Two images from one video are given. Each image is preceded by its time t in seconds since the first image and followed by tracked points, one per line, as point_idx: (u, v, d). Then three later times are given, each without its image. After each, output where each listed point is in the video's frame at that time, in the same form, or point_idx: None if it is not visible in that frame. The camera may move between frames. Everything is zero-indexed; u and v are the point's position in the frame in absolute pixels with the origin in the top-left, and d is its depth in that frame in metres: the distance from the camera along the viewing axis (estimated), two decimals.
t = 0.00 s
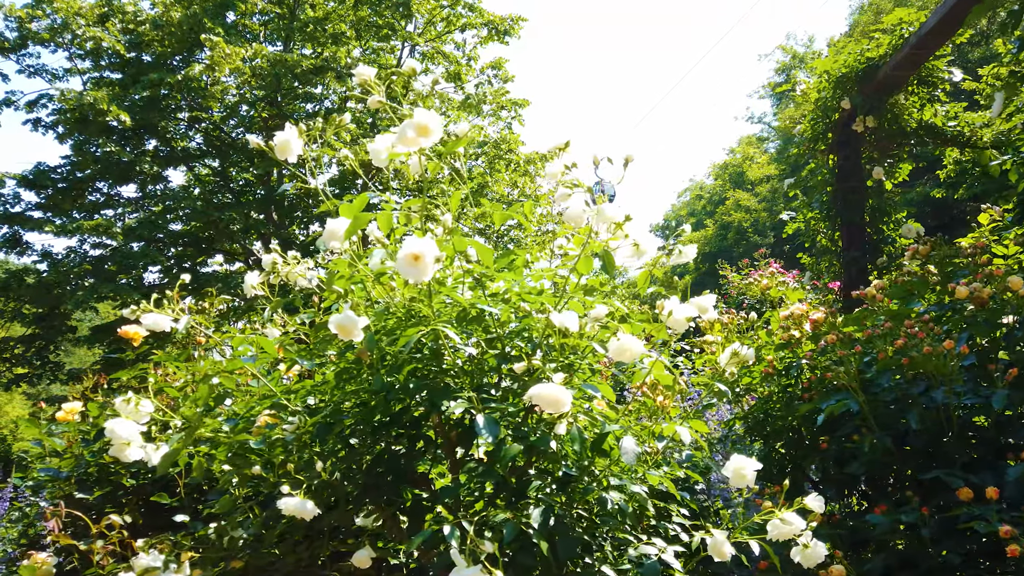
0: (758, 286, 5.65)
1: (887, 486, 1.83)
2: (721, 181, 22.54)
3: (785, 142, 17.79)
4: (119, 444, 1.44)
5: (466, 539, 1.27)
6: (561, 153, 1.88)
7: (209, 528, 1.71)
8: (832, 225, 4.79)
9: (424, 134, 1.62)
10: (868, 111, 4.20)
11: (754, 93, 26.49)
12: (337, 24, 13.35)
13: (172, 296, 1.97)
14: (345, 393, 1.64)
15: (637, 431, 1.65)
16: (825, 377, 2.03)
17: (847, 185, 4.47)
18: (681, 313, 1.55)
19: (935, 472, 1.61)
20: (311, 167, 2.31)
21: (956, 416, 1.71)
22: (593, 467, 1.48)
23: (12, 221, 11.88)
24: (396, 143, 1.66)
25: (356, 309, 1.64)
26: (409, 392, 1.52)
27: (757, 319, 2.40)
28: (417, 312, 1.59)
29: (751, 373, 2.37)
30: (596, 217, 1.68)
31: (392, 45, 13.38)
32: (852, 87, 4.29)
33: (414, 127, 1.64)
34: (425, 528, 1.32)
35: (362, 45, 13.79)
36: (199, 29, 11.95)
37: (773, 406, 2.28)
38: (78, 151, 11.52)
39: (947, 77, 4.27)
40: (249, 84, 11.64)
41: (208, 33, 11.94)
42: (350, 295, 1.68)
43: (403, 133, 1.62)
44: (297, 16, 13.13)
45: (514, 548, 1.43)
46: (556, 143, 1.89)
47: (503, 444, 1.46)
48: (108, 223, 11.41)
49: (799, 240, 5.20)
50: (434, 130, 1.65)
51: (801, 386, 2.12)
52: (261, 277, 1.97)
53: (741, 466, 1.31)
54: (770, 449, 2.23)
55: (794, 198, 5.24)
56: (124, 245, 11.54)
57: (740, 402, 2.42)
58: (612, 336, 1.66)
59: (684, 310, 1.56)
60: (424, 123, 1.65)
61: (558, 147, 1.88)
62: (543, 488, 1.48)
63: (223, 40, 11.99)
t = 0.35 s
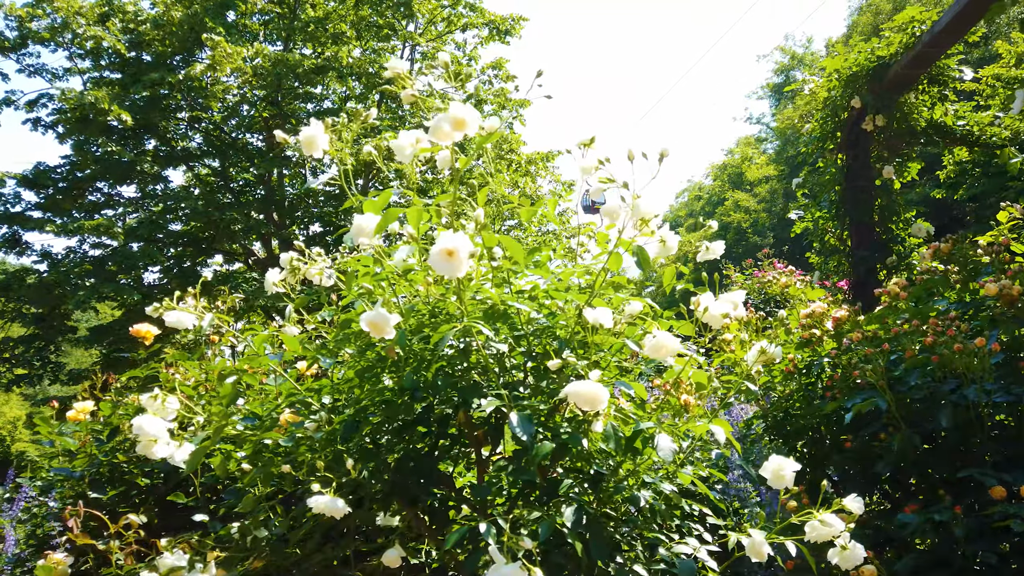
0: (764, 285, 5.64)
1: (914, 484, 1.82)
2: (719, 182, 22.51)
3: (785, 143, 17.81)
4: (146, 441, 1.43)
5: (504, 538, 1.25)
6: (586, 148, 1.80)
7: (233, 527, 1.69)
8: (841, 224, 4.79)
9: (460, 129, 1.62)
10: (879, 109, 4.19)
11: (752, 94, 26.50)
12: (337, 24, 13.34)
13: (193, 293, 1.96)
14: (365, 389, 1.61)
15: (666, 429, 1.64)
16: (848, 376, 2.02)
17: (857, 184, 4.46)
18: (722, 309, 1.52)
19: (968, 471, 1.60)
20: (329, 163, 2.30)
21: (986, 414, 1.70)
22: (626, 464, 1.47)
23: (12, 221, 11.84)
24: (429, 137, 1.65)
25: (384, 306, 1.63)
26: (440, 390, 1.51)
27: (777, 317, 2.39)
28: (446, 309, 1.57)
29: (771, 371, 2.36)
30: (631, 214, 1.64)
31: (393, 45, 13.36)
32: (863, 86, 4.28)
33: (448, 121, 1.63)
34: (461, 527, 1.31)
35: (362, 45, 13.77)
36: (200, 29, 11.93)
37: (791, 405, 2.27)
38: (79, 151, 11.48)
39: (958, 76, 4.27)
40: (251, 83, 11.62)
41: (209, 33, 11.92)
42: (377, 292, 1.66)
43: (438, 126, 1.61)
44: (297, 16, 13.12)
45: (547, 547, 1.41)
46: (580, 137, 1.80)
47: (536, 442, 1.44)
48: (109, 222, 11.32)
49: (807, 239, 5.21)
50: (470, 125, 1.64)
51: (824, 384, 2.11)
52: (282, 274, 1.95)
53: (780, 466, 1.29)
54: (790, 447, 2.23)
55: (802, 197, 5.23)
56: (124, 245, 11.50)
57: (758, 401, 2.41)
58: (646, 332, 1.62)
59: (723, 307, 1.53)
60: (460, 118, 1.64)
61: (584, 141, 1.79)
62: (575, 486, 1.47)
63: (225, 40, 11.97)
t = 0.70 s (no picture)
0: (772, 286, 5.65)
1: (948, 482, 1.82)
2: (719, 184, 22.53)
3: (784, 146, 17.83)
4: (190, 438, 1.43)
5: (555, 535, 1.25)
6: (622, 146, 1.81)
7: (269, 525, 1.69)
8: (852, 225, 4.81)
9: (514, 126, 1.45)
10: (893, 108, 4.20)
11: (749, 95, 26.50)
12: (339, 24, 13.33)
13: (226, 291, 1.96)
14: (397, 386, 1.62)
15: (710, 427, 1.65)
16: (881, 375, 2.03)
17: (868, 185, 4.49)
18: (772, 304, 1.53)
19: (1008, 470, 1.60)
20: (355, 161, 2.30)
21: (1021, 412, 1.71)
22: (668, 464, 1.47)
23: (12, 221, 11.77)
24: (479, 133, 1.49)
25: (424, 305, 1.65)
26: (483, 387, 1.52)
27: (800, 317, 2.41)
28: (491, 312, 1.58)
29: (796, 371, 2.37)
30: (678, 210, 1.64)
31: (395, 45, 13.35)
32: (876, 86, 4.28)
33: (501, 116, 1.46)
34: (510, 523, 1.31)
35: (363, 45, 13.77)
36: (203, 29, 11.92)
37: (816, 404, 2.27)
38: (81, 150, 11.44)
39: (971, 76, 4.28)
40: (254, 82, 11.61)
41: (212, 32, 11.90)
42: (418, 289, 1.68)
43: (490, 124, 1.44)
44: (299, 16, 13.10)
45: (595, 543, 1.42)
46: (615, 136, 1.81)
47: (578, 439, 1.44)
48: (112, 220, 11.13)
49: (817, 241, 5.24)
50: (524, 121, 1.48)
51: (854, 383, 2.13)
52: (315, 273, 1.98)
53: (830, 462, 1.30)
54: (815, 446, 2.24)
55: (812, 197, 5.24)
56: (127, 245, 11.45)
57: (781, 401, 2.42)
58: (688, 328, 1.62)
59: (771, 303, 1.54)
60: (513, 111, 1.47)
61: (619, 139, 1.81)
62: (618, 483, 1.47)
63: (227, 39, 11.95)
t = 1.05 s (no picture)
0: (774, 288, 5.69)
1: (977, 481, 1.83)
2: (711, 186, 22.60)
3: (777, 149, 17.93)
4: (234, 437, 1.43)
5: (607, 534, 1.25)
6: (656, 147, 1.81)
7: (303, 526, 1.69)
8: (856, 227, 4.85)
9: (567, 130, 1.38)
10: (900, 111, 4.22)
11: (741, 97, 26.60)
12: (335, 23, 13.29)
13: (255, 292, 1.95)
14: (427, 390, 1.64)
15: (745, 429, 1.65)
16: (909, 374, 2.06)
17: (873, 188, 4.52)
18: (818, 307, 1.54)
19: None
20: (377, 161, 2.29)
21: None
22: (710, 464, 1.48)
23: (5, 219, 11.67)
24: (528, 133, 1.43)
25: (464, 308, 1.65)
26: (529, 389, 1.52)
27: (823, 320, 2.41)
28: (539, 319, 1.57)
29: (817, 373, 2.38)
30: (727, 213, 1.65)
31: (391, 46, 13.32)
32: (883, 89, 4.29)
33: (554, 117, 1.40)
34: (559, 524, 1.33)
35: (359, 45, 13.73)
36: (199, 27, 11.84)
37: (836, 405, 2.28)
38: (75, 150, 11.35)
39: (978, 80, 4.29)
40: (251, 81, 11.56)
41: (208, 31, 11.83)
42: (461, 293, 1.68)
43: (543, 125, 1.38)
44: (295, 15, 13.05)
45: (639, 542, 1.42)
46: (650, 137, 1.81)
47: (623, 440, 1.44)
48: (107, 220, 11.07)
49: (821, 243, 5.28)
50: (576, 125, 1.42)
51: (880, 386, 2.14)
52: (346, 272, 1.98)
53: (877, 462, 1.30)
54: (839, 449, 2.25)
55: (816, 200, 5.27)
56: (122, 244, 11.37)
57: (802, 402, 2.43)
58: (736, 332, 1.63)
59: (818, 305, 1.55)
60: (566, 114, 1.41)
61: (653, 141, 1.81)
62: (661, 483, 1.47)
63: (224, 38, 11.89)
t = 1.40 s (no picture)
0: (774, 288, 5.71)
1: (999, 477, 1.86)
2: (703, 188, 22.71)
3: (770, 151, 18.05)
4: (271, 435, 1.44)
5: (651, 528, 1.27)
6: (683, 146, 1.83)
7: (334, 522, 1.69)
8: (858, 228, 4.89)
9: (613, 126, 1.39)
10: (904, 112, 4.26)
11: (732, 100, 26.76)
12: (331, 23, 13.27)
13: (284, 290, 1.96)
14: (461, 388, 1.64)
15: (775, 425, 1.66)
16: (929, 372, 2.10)
17: (877, 189, 4.56)
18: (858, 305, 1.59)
19: None
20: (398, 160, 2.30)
21: None
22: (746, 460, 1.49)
23: None
24: (571, 129, 1.43)
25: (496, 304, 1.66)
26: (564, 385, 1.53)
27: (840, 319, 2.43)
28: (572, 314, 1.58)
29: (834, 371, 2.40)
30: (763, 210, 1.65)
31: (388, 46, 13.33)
32: (887, 90, 4.33)
33: (599, 113, 1.40)
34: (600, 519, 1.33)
35: (355, 46, 13.72)
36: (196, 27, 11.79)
37: (853, 403, 2.31)
38: (71, 149, 11.28)
39: (982, 81, 4.35)
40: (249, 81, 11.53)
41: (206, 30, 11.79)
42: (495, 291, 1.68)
43: (587, 121, 1.38)
44: (291, 15, 13.03)
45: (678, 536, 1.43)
46: (677, 136, 1.83)
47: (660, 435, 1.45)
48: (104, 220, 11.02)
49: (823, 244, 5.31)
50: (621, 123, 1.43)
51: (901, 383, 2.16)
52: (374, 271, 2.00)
53: (914, 457, 1.33)
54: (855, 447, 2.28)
55: (818, 201, 5.30)
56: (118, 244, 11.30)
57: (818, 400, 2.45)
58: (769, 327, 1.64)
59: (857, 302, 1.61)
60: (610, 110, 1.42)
61: (681, 139, 1.82)
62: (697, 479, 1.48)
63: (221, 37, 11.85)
